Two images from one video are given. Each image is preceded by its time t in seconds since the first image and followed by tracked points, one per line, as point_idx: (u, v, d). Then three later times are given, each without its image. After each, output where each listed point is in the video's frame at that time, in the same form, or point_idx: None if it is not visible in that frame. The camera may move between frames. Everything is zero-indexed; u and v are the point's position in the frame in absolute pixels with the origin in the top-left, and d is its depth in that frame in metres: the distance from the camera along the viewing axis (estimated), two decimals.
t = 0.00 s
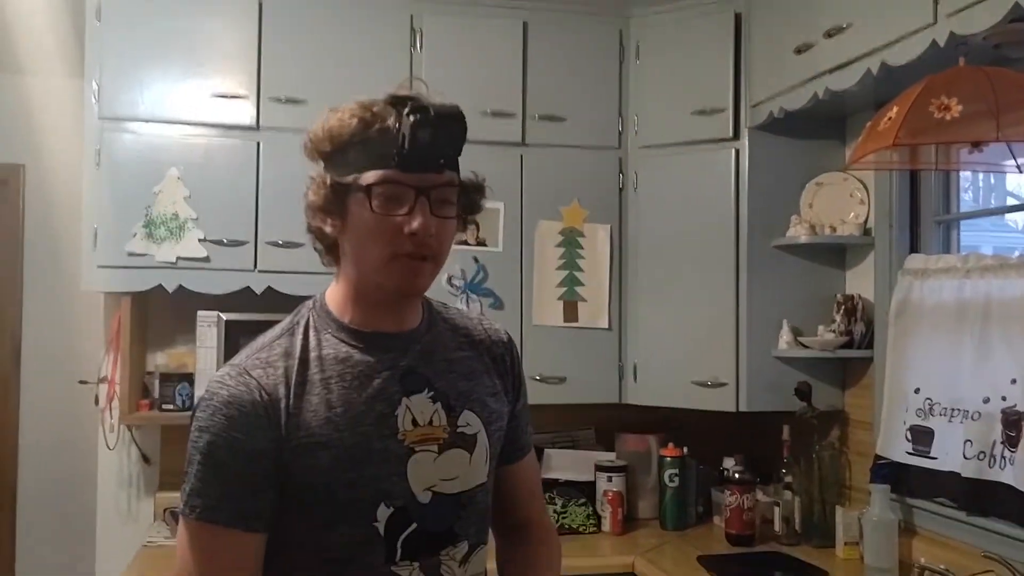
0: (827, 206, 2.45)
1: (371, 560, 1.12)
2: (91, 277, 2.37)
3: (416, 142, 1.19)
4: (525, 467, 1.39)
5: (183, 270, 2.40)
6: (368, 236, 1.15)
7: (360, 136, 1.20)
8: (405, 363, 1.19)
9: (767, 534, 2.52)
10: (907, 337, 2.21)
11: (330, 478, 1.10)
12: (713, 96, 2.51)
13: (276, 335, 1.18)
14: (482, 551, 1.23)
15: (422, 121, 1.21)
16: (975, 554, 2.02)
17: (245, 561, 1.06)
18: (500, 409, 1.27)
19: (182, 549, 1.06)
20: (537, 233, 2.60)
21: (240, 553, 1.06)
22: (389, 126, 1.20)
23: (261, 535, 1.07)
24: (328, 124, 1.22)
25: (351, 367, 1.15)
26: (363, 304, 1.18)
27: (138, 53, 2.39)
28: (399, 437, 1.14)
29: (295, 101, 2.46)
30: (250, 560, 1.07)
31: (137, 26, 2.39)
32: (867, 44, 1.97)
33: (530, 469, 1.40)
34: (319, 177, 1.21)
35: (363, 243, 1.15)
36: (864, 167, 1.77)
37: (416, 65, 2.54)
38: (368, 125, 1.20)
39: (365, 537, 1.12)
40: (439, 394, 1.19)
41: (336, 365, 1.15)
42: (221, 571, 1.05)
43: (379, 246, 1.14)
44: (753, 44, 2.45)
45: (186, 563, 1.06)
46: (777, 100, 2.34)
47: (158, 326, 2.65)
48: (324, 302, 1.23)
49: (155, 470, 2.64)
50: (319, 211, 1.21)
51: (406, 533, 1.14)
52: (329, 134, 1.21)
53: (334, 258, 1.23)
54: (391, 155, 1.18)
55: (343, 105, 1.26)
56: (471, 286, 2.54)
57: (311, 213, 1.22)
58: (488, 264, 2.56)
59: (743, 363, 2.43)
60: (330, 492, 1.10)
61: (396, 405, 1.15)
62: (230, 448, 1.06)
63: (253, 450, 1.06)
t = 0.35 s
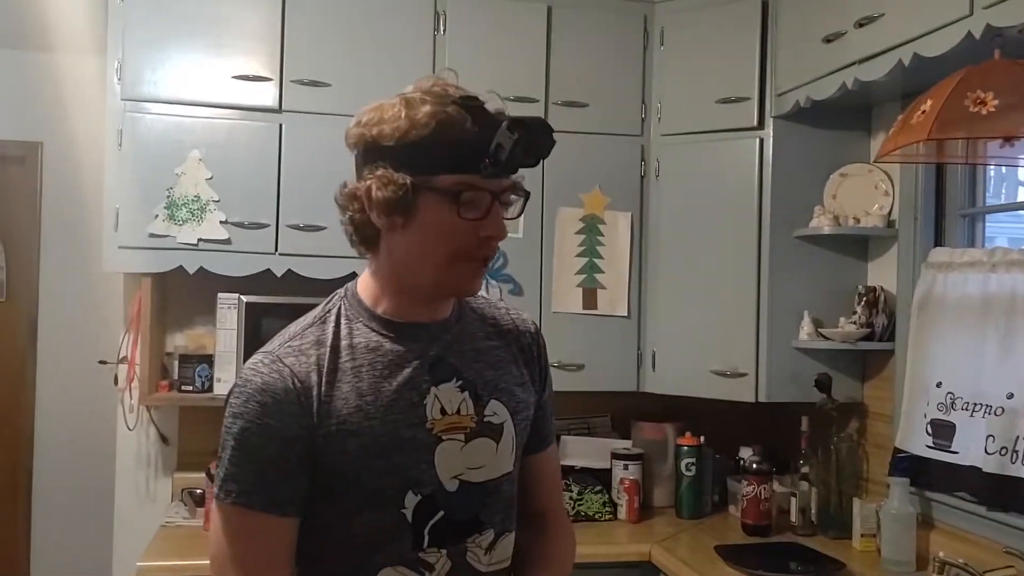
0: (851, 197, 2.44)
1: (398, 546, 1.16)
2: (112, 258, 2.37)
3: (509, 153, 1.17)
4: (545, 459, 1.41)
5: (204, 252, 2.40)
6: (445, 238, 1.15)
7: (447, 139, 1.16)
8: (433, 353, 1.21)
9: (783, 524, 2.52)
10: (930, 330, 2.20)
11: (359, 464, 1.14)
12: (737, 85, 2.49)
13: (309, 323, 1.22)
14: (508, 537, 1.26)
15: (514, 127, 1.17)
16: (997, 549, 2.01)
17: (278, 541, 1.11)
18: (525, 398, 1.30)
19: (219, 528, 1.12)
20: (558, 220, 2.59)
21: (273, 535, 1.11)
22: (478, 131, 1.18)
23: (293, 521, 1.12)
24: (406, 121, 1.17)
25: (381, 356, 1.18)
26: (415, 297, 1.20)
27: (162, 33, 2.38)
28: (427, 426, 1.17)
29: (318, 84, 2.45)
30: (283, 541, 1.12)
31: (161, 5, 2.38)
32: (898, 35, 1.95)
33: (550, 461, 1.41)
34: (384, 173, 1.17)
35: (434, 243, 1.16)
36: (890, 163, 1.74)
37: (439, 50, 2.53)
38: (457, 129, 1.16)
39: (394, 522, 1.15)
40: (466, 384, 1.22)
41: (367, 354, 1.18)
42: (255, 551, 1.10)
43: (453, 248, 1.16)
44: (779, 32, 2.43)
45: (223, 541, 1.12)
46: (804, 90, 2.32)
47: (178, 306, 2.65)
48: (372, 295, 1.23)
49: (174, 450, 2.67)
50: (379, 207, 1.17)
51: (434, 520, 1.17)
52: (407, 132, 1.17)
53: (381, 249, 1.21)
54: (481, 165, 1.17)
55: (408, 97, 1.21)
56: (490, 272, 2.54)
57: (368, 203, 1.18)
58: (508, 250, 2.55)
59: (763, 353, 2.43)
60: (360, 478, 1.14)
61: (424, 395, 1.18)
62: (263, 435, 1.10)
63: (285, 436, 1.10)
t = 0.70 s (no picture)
0: (854, 194, 2.44)
1: (426, 539, 1.17)
2: (114, 255, 2.36)
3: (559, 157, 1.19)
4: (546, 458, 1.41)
5: (206, 250, 2.40)
6: (491, 236, 1.16)
7: (498, 140, 1.17)
8: (457, 349, 1.23)
9: (786, 521, 2.52)
10: (931, 328, 2.20)
11: (390, 458, 1.14)
12: (739, 81, 2.49)
13: (333, 317, 1.21)
14: (523, 532, 1.28)
15: (564, 131, 1.20)
16: (999, 545, 2.01)
17: (300, 538, 1.10)
18: (539, 393, 1.33)
19: (240, 522, 1.10)
20: (560, 217, 2.58)
21: (296, 531, 1.09)
22: (526, 134, 1.19)
23: (315, 515, 1.11)
24: (457, 120, 1.17)
25: (408, 351, 1.19)
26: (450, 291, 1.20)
27: (163, 29, 2.38)
28: (454, 421, 1.18)
29: (320, 81, 2.45)
30: (305, 539, 1.11)
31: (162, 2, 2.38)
32: (901, 32, 1.95)
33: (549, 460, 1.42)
34: (432, 169, 1.16)
35: (475, 239, 1.17)
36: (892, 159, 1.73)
37: (440, 47, 2.53)
38: (508, 132, 1.18)
39: (422, 516, 1.16)
40: (488, 378, 1.24)
41: (395, 348, 1.19)
42: (277, 547, 1.09)
43: (494, 245, 1.17)
44: (781, 28, 2.42)
45: (243, 536, 1.10)
46: (807, 85, 2.31)
47: (179, 305, 2.65)
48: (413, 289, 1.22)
49: (176, 448, 2.67)
50: (425, 202, 1.16)
51: (460, 515, 1.18)
52: (457, 131, 1.17)
53: (414, 243, 1.21)
54: (530, 167, 1.19)
55: (454, 95, 1.20)
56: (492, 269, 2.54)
57: (408, 197, 1.17)
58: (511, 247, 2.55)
59: (765, 350, 2.43)
60: (390, 471, 1.14)
61: (451, 389, 1.19)
62: (294, 428, 1.08)
63: (318, 429, 1.10)
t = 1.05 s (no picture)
0: (851, 194, 2.43)
1: (459, 534, 1.17)
2: (112, 256, 2.37)
3: (598, 162, 1.25)
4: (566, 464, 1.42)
5: (204, 251, 2.40)
6: (527, 239, 1.18)
7: (541, 143, 1.18)
8: (492, 347, 1.23)
9: (785, 521, 2.52)
10: (929, 328, 2.20)
11: (425, 452, 1.14)
12: (738, 81, 2.49)
13: (369, 313, 1.22)
14: (550, 533, 1.28)
15: (605, 138, 1.26)
16: (999, 544, 2.01)
17: (339, 531, 1.09)
18: (566, 395, 1.33)
19: (279, 516, 1.09)
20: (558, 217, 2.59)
21: (335, 523, 1.09)
22: (567, 139, 1.21)
23: (351, 508, 1.10)
24: (500, 122, 1.19)
25: (445, 347, 1.20)
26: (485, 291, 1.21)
27: (160, 29, 2.38)
28: (489, 417, 1.19)
29: (318, 82, 2.45)
30: (344, 533, 1.10)
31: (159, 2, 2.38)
32: (899, 31, 1.95)
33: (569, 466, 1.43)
34: (472, 169, 1.18)
35: (513, 241, 1.18)
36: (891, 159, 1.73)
37: (438, 47, 2.53)
38: (551, 134, 1.20)
39: (455, 511, 1.16)
40: (520, 378, 1.25)
41: (431, 344, 1.19)
42: (316, 540, 1.08)
43: (529, 248, 1.18)
44: (779, 28, 2.42)
45: (282, 530, 1.09)
46: (805, 85, 2.31)
47: (178, 306, 2.66)
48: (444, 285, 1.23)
49: (176, 449, 2.67)
50: (463, 204, 1.18)
51: (491, 511, 1.19)
52: (500, 131, 1.18)
53: (450, 243, 1.22)
54: (568, 172, 1.21)
55: (497, 96, 1.22)
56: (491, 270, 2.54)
57: (447, 197, 1.19)
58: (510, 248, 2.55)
59: (764, 350, 2.43)
60: (426, 466, 1.15)
61: (485, 386, 1.20)
62: (334, 418, 1.09)
63: (358, 420, 1.10)
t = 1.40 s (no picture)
0: (848, 191, 2.43)
1: (515, 518, 1.10)
2: (106, 255, 2.36)
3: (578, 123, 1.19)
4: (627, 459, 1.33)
5: (198, 250, 2.39)
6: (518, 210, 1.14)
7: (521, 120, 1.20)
8: (547, 333, 1.16)
9: (781, 520, 2.52)
10: (925, 326, 2.20)
11: (483, 434, 1.08)
12: (734, 79, 2.48)
13: (429, 295, 1.16)
14: (607, 526, 1.21)
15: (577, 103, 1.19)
16: (993, 543, 2.01)
17: (400, 508, 1.03)
18: (621, 391, 1.26)
19: (340, 487, 1.02)
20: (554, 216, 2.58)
21: (397, 499, 1.03)
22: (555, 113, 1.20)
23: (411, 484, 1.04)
24: (509, 109, 1.22)
25: (502, 331, 1.13)
26: (502, 274, 1.16)
27: (155, 29, 2.38)
28: (544, 402, 1.12)
29: (313, 81, 2.45)
30: (404, 508, 1.04)
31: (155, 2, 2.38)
32: (894, 29, 1.94)
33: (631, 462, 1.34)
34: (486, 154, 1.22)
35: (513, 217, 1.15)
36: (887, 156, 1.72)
37: (433, 46, 2.53)
38: (543, 112, 1.20)
39: (512, 494, 1.09)
40: (577, 365, 1.18)
41: (489, 327, 1.13)
42: (377, 516, 1.02)
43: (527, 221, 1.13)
44: (775, 26, 2.42)
45: (343, 502, 1.02)
46: (798, 84, 2.32)
47: (173, 305, 2.65)
48: (472, 269, 1.21)
49: (171, 448, 2.67)
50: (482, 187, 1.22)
51: (546, 495, 1.12)
52: (506, 116, 1.22)
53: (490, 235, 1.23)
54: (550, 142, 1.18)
55: (525, 89, 1.25)
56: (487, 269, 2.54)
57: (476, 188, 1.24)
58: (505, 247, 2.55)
59: (761, 349, 2.42)
60: (484, 448, 1.08)
61: (541, 370, 1.14)
62: (395, 393, 1.03)
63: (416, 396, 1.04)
